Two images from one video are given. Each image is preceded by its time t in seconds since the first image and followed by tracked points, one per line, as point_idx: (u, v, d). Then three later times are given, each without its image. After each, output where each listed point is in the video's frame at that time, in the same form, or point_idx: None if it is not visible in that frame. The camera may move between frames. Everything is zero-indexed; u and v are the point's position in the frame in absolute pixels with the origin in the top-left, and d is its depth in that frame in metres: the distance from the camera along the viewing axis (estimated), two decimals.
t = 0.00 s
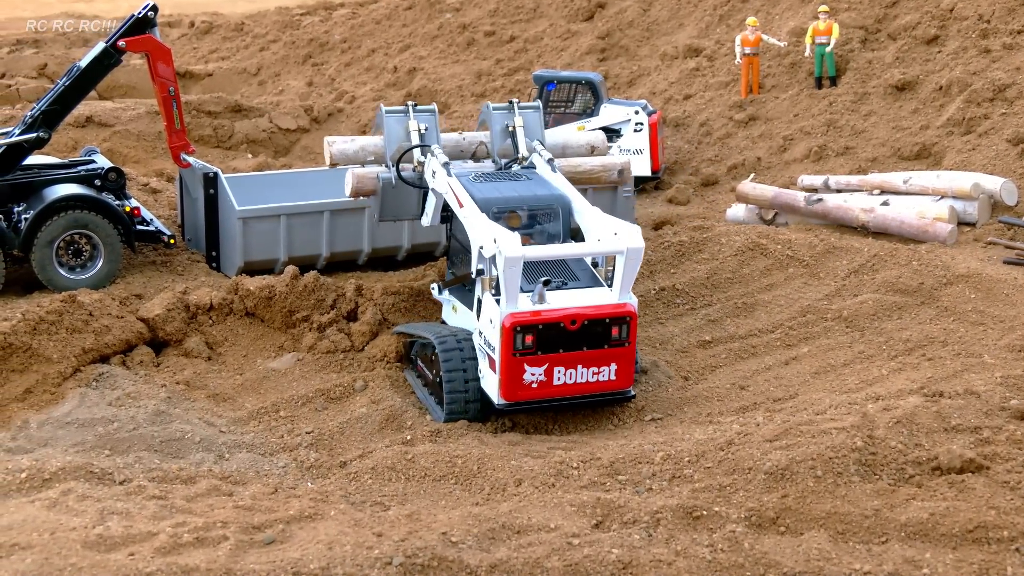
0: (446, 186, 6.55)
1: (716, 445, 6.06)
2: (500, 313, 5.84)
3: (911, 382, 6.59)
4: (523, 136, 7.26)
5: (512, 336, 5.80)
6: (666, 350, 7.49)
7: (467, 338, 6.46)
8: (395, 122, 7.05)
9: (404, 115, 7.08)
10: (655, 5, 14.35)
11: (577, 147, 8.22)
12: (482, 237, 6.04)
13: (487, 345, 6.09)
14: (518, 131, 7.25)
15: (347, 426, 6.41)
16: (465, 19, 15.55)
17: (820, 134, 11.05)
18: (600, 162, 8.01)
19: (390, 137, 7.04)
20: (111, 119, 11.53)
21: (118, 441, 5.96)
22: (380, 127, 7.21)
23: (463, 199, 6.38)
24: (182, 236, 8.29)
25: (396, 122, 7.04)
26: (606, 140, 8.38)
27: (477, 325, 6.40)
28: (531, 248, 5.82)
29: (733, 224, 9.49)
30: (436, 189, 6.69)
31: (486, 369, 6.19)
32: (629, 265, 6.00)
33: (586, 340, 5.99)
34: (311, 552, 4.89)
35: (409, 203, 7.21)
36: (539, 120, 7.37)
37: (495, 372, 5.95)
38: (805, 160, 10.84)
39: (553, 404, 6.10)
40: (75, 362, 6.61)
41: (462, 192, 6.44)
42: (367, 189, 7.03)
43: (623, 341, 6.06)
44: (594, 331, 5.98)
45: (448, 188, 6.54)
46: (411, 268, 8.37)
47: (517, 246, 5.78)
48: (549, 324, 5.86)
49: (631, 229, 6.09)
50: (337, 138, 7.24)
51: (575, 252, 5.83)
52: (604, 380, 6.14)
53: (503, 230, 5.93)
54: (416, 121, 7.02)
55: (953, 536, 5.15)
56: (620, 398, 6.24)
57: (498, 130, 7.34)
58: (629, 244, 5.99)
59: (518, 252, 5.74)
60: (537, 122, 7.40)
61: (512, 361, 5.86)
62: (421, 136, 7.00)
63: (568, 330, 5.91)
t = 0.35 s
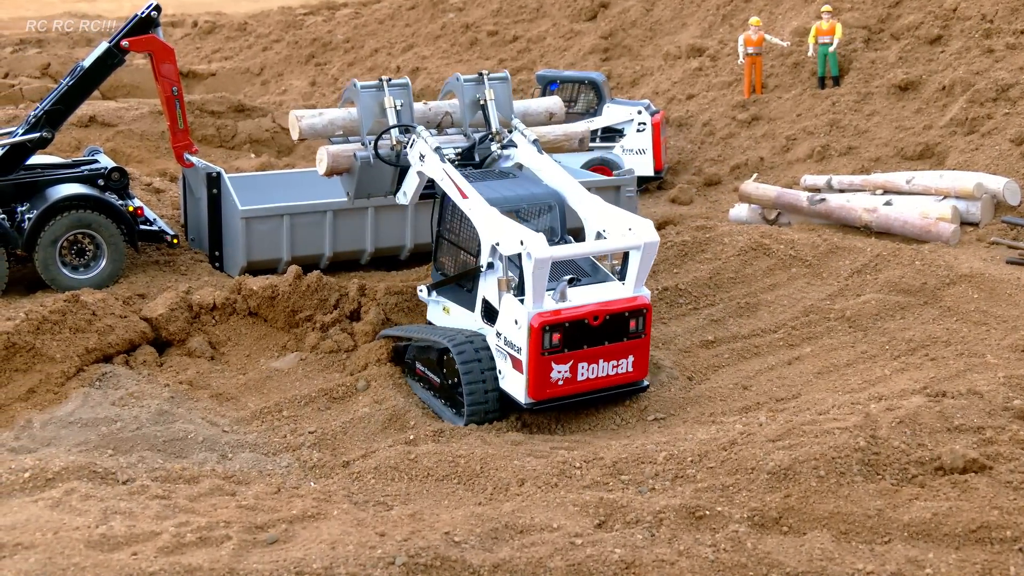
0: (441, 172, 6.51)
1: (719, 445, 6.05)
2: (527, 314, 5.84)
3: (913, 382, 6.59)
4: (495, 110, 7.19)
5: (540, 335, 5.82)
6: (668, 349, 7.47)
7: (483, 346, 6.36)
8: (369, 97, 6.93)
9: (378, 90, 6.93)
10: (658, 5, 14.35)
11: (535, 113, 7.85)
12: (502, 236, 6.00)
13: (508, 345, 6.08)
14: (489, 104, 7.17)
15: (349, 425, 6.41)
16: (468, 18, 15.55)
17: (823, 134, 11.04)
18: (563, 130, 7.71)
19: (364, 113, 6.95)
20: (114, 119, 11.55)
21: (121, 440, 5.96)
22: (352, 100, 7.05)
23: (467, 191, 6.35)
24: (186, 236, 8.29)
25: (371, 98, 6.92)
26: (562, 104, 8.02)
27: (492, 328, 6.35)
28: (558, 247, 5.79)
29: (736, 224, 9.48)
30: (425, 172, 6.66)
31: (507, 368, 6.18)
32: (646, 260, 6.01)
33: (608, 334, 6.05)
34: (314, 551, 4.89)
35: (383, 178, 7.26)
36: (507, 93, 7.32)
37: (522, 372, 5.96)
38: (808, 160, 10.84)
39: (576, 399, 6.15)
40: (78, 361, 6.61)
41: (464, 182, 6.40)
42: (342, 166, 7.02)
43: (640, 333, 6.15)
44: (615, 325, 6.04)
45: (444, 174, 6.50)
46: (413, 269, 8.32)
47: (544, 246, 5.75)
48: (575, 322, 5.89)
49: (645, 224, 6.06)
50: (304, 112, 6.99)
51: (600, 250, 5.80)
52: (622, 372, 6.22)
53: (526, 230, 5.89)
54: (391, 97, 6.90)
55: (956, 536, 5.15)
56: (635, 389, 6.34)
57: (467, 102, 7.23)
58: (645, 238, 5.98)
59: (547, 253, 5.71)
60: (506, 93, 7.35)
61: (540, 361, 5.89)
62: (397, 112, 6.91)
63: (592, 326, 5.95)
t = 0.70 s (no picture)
0: (433, 174, 6.46)
1: (720, 445, 6.05)
2: (545, 312, 5.91)
3: (914, 383, 6.58)
4: (462, 108, 7.08)
5: (559, 333, 5.90)
6: (668, 349, 7.46)
7: (492, 348, 6.36)
8: (342, 99, 6.78)
9: (350, 92, 6.78)
10: (659, 5, 14.35)
11: (490, 109, 7.97)
12: (513, 237, 6.03)
13: (522, 343, 6.13)
14: (456, 103, 7.04)
15: (350, 425, 6.41)
16: (468, 18, 15.56)
17: (824, 134, 11.05)
18: (520, 128, 8.06)
19: (338, 116, 6.78)
20: (115, 119, 11.59)
21: (122, 440, 5.97)
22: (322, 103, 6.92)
23: (465, 191, 6.33)
24: (187, 236, 8.27)
25: (344, 100, 6.77)
26: (512, 95, 8.13)
27: (500, 329, 6.37)
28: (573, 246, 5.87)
29: (736, 225, 9.48)
30: (411, 174, 6.59)
31: (519, 366, 6.23)
32: (649, 254, 6.13)
33: (618, 328, 6.19)
34: (315, 551, 4.89)
35: (357, 180, 6.95)
36: (471, 89, 7.26)
37: (540, 370, 6.03)
38: (809, 160, 10.84)
39: (588, 393, 6.27)
40: (79, 361, 6.60)
41: (461, 183, 6.37)
42: (317, 169, 6.87)
43: (645, 325, 6.32)
44: (624, 319, 6.19)
45: (437, 176, 6.45)
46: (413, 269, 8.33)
47: (561, 245, 5.82)
48: (591, 318, 6.00)
49: (647, 218, 6.17)
50: (273, 116, 6.84)
51: (612, 246, 5.92)
52: (628, 364, 6.38)
53: (539, 229, 5.94)
54: (364, 98, 6.77)
55: (956, 536, 5.15)
56: (638, 379, 6.51)
57: (433, 100, 7.10)
58: (648, 232, 6.09)
59: (565, 252, 5.78)
60: (468, 91, 7.28)
61: (559, 358, 5.97)
62: (371, 114, 6.79)
63: (604, 321, 6.08)
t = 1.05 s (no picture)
0: (432, 174, 6.44)
1: (724, 446, 6.02)
2: (553, 312, 5.90)
3: (918, 383, 6.55)
4: (451, 106, 6.99)
5: (567, 331, 5.89)
6: (672, 349, 7.43)
7: (497, 348, 6.33)
8: (333, 100, 6.74)
9: (341, 92, 6.76)
10: (662, 4, 14.32)
11: (478, 108, 7.86)
12: (519, 236, 6.03)
13: (529, 343, 6.10)
14: (446, 101, 6.94)
15: (352, 425, 6.38)
16: (470, 16, 15.57)
17: (827, 134, 11.02)
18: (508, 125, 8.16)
19: (330, 117, 6.76)
20: (115, 117, 11.63)
21: (123, 440, 5.95)
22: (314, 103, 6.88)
23: (466, 191, 6.31)
24: (188, 235, 8.24)
25: (335, 100, 6.74)
26: (498, 92, 8.02)
27: (504, 329, 6.36)
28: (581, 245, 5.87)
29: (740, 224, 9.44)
30: (409, 174, 6.55)
31: (526, 366, 6.20)
32: (651, 251, 6.16)
33: (623, 325, 6.19)
34: (317, 552, 4.87)
35: (349, 181, 6.93)
36: (460, 86, 7.18)
37: (547, 369, 6.01)
38: (813, 159, 10.81)
39: (595, 392, 6.26)
40: (79, 361, 6.57)
41: (461, 183, 6.35)
42: (309, 170, 6.85)
43: (648, 322, 6.33)
44: (629, 316, 6.19)
45: (435, 175, 6.43)
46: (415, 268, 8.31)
47: (569, 244, 5.82)
48: (598, 316, 6.00)
49: (650, 216, 6.22)
50: (264, 117, 6.82)
51: (618, 243, 5.95)
52: (632, 361, 6.39)
53: (546, 229, 5.94)
54: (356, 98, 6.73)
55: (961, 538, 5.12)
56: (641, 376, 6.51)
57: (423, 98, 7.03)
58: (651, 230, 6.14)
59: (574, 250, 5.79)
60: (457, 89, 7.21)
61: (566, 357, 5.96)
62: (363, 113, 6.74)
63: (610, 318, 6.08)
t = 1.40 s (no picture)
0: (432, 168, 6.35)
1: (733, 448, 5.92)
2: (550, 312, 5.79)
3: (932, 385, 6.43)
4: (454, 95, 7.08)
5: (564, 334, 5.79)
6: (680, 351, 7.33)
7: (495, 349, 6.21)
8: (334, 87, 6.80)
9: (343, 79, 6.82)
10: None
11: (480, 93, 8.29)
12: (517, 235, 5.94)
13: (525, 343, 6.00)
14: (447, 89, 7.06)
15: (356, 427, 6.29)
16: (477, 13, 15.50)
17: (839, 132, 10.91)
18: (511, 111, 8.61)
19: (331, 105, 6.82)
20: (117, 114, 11.59)
21: (125, 442, 5.87)
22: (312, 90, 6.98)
23: (466, 186, 6.22)
24: (190, 233, 8.11)
25: (336, 88, 6.80)
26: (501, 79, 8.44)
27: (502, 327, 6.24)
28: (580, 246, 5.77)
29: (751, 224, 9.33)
30: (410, 166, 6.47)
31: (521, 366, 6.09)
32: (650, 252, 6.05)
33: (620, 327, 6.08)
34: (321, 555, 4.78)
35: (347, 169, 7.06)
36: (463, 74, 7.27)
37: (543, 371, 5.92)
38: (825, 157, 10.70)
39: (590, 393, 6.16)
40: (81, 361, 6.49)
41: (461, 178, 6.26)
42: (310, 158, 6.97)
43: (646, 323, 6.22)
44: (626, 318, 6.08)
45: (435, 169, 6.35)
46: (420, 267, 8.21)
47: (568, 246, 5.72)
48: (595, 318, 5.89)
49: (651, 217, 6.11)
50: (264, 103, 6.95)
51: (617, 246, 5.84)
52: (629, 363, 6.28)
53: (545, 229, 5.84)
54: (358, 86, 6.77)
55: (976, 542, 5.01)
56: (637, 378, 6.41)
57: (425, 85, 7.15)
58: (651, 231, 6.03)
59: (573, 253, 5.69)
60: (460, 76, 7.29)
61: (562, 358, 5.86)
62: (364, 102, 6.78)
63: (607, 320, 5.98)
